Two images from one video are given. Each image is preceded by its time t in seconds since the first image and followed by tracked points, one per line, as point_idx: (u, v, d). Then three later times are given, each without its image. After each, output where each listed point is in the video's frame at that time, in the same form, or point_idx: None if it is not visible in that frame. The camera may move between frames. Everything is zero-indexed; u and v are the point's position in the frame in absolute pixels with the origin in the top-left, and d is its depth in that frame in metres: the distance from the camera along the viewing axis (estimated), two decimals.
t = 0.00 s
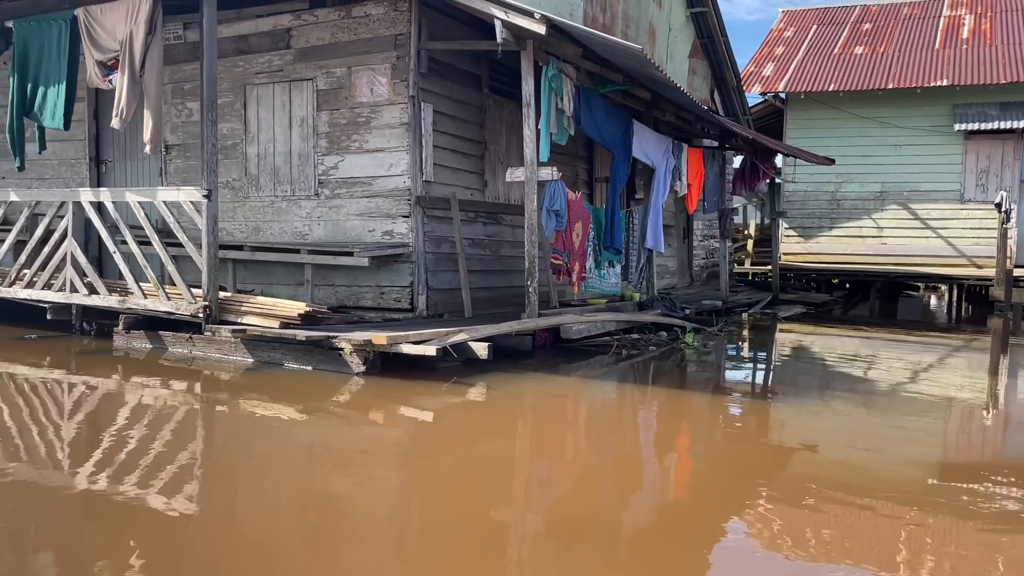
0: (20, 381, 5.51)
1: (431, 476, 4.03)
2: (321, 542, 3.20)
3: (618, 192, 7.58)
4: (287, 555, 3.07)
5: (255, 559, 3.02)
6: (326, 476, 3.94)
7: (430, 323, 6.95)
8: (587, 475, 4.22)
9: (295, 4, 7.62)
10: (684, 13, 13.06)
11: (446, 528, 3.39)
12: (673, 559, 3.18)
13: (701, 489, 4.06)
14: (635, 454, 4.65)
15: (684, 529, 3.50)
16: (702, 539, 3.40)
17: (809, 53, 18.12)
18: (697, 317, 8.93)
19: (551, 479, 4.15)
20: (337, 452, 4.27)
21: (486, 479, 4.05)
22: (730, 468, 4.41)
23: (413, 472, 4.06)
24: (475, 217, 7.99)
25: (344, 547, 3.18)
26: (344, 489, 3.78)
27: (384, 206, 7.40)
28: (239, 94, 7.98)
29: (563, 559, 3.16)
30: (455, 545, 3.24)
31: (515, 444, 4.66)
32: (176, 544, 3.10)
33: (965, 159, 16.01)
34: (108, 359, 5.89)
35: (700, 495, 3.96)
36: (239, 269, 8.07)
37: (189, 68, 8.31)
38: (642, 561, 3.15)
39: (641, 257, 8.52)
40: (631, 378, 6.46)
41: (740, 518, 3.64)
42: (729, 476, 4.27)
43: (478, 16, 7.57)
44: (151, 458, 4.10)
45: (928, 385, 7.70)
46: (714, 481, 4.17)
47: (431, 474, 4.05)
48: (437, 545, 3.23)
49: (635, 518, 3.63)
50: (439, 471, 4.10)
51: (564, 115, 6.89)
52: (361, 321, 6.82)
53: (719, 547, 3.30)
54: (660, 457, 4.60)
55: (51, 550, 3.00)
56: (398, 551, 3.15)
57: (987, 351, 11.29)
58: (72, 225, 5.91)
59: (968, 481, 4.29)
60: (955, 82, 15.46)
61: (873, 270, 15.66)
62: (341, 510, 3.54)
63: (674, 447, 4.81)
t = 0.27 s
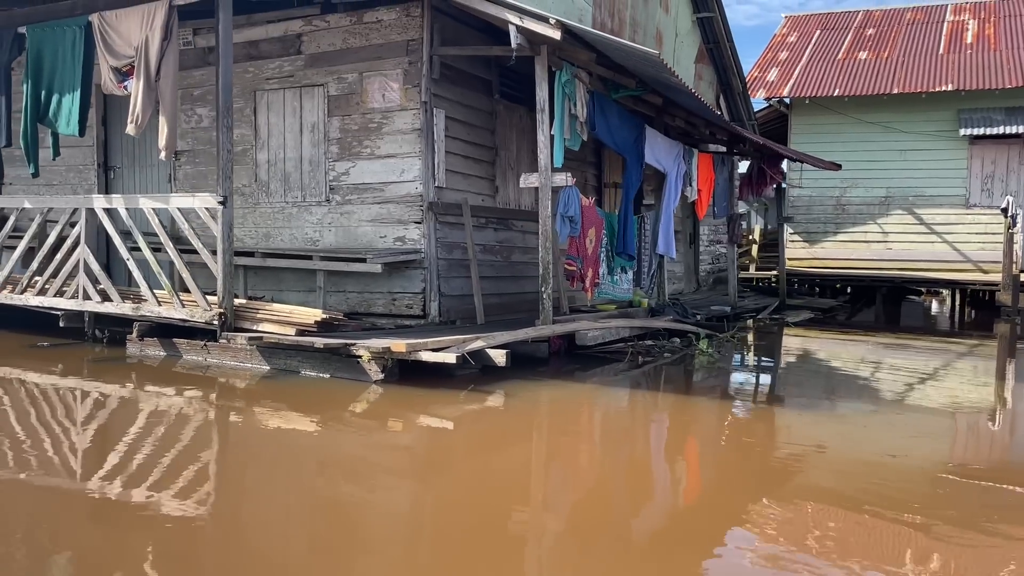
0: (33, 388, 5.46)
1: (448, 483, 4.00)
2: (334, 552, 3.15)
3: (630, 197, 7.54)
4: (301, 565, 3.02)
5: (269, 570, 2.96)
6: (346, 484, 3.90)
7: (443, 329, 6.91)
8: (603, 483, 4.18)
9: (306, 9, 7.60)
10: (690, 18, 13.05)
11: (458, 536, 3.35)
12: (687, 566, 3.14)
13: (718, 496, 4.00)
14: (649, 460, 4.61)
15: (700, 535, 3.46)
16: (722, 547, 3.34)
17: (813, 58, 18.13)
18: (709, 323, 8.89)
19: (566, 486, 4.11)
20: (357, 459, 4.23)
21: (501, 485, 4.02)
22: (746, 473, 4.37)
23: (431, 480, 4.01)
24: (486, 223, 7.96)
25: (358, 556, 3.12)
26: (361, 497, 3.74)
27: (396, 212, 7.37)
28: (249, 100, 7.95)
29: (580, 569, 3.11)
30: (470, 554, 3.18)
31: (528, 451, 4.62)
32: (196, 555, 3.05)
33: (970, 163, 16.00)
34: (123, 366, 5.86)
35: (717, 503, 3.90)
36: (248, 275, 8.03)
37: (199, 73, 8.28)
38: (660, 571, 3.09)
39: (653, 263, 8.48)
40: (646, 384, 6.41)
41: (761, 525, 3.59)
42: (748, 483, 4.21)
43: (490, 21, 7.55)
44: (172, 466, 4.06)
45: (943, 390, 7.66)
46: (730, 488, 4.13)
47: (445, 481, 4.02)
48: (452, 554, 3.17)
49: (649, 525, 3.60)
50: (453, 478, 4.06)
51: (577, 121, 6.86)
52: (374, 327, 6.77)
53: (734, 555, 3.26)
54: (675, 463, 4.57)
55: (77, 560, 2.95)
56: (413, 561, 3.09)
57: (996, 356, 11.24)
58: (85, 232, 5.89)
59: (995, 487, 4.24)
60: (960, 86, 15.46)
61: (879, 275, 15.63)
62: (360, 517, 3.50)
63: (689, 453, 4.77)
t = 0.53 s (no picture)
0: (48, 398, 5.41)
1: (470, 491, 3.94)
2: (348, 564, 3.08)
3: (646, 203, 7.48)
4: None
5: None
6: (371, 492, 3.84)
7: (458, 336, 6.86)
8: (626, 489, 4.13)
9: (319, 16, 7.56)
10: (698, 24, 13.02)
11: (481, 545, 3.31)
12: None
13: (738, 504, 3.92)
14: (672, 466, 4.55)
15: (726, 543, 3.41)
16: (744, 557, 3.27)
17: (819, 63, 18.11)
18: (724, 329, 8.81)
19: (590, 493, 4.06)
20: (381, 468, 4.17)
21: (523, 492, 3.97)
22: (770, 479, 4.32)
23: (450, 489, 3.94)
24: (500, 229, 7.91)
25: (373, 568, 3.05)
26: (386, 506, 3.69)
27: (410, 218, 7.32)
28: (261, 107, 7.91)
29: None
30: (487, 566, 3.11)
31: (550, 458, 4.57)
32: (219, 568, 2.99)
33: (978, 168, 15.96)
34: (138, 374, 5.81)
35: (737, 511, 3.82)
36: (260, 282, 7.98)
37: (210, 80, 8.25)
38: None
39: (667, 269, 8.42)
40: (665, 392, 6.34)
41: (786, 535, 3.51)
42: (768, 490, 4.13)
43: (504, 27, 7.52)
44: (194, 476, 3.99)
45: (961, 395, 7.59)
46: (755, 494, 4.07)
47: (468, 489, 3.97)
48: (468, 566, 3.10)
49: (675, 533, 3.55)
50: (476, 486, 4.01)
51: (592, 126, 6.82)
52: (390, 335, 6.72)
53: (763, 565, 3.20)
54: (698, 469, 4.51)
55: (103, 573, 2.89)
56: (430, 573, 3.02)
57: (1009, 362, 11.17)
58: (100, 239, 5.85)
59: None
60: (968, 91, 15.43)
61: (888, 280, 15.56)
62: (384, 528, 3.44)
63: (711, 459, 4.71)
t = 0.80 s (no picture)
0: (67, 408, 5.36)
1: (498, 500, 3.88)
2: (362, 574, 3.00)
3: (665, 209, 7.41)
4: None
5: None
6: (399, 503, 3.77)
7: (478, 344, 6.79)
8: (655, 497, 4.06)
9: (335, 22, 7.52)
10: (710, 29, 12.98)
11: (512, 554, 3.24)
12: None
13: (761, 512, 3.83)
14: (699, 473, 4.47)
15: (755, 552, 3.33)
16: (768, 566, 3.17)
17: (829, 68, 18.06)
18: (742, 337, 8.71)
19: (619, 502, 3.98)
20: (408, 478, 4.10)
21: (551, 501, 3.90)
22: (792, 487, 4.22)
23: (472, 500, 3.86)
24: (516, 236, 7.85)
25: None
26: (415, 516, 3.62)
27: (427, 225, 7.27)
28: (276, 113, 7.86)
29: None
30: None
31: (576, 466, 4.50)
32: None
33: (991, 173, 15.86)
34: (158, 384, 5.75)
35: (759, 520, 3.73)
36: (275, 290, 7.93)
37: (225, 87, 8.22)
38: None
39: (685, 276, 8.33)
40: (688, 400, 6.26)
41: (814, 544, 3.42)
42: (791, 499, 4.04)
43: (522, 33, 7.47)
44: (218, 487, 3.92)
45: (985, 402, 7.47)
46: (786, 502, 4.00)
47: (496, 498, 3.90)
48: None
49: (708, 540, 3.48)
50: (503, 496, 3.94)
51: (611, 131, 6.76)
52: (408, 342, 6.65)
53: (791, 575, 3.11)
54: (725, 475, 4.44)
55: None
56: None
57: None
58: (119, 247, 5.83)
59: None
60: (980, 96, 15.35)
61: (901, 286, 15.45)
62: (415, 538, 3.37)
63: (738, 466, 4.64)
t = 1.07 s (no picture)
0: (91, 418, 5.33)
1: (524, 510, 3.82)
2: None
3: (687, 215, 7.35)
4: None
5: None
6: (434, 514, 3.72)
7: (500, 353, 6.74)
8: (689, 506, 4.00)
9: (356, 30, 7.52)
10: (725, 35, 12.91)
11: (536, 566, 3.18)
12: None
13: (790, 524, 3.75)
14: (732, 481, 4.42)
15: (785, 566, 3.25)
16: None
17: (842, 74, 17.99)
18: (765, 345, 8.62)
19: (654, 511, 3.93)
20: (441, 489, 4.05)
21: (577, 511, 3.83)
22: (822, 497, 4.14)
23: (499, 510, 3.80)
24: (536, 244, 7.81)
25: None
26: (450, 527, 3.57)
27: (447, 233, 7.23)
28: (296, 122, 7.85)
29: None
30: None
31: (605, 475, 4.45)
32: None
33: (1007, 179, 15.76)
34: (182, 393, 5.72)
35: (788, 532, 3.65)
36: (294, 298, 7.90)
37: (244, 95, 8.22)
38: None
39: (706, 284, 8.26)
40: (715, 408, 6.19)
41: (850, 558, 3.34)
42: (823, 509, 3.96)
43: (542, 40, 7.45)
44: (249, 499, 3.88)
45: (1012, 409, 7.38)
46: (821, 511, 3.93)
47: (529, 508, 3.85)
48: None
49: (748, 551, 3.41)
50: (536, 506, 3.89)
51: (634, 138, 6.72)
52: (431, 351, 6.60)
53: None
54: (756, 484, 4.36)
55: None
56: None
57: None
58: (142, 256, 5.82)
59: None
60: (996, 102, 15.26)
61: (917, 293, 15.33)
62: (450, 549, 3.32)
63: (771, 474, 4.58)
